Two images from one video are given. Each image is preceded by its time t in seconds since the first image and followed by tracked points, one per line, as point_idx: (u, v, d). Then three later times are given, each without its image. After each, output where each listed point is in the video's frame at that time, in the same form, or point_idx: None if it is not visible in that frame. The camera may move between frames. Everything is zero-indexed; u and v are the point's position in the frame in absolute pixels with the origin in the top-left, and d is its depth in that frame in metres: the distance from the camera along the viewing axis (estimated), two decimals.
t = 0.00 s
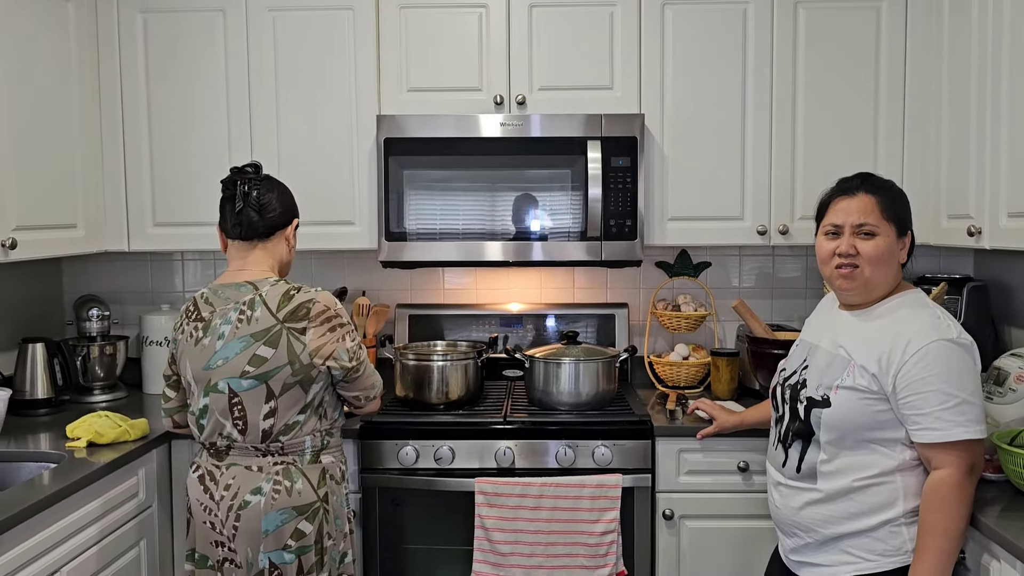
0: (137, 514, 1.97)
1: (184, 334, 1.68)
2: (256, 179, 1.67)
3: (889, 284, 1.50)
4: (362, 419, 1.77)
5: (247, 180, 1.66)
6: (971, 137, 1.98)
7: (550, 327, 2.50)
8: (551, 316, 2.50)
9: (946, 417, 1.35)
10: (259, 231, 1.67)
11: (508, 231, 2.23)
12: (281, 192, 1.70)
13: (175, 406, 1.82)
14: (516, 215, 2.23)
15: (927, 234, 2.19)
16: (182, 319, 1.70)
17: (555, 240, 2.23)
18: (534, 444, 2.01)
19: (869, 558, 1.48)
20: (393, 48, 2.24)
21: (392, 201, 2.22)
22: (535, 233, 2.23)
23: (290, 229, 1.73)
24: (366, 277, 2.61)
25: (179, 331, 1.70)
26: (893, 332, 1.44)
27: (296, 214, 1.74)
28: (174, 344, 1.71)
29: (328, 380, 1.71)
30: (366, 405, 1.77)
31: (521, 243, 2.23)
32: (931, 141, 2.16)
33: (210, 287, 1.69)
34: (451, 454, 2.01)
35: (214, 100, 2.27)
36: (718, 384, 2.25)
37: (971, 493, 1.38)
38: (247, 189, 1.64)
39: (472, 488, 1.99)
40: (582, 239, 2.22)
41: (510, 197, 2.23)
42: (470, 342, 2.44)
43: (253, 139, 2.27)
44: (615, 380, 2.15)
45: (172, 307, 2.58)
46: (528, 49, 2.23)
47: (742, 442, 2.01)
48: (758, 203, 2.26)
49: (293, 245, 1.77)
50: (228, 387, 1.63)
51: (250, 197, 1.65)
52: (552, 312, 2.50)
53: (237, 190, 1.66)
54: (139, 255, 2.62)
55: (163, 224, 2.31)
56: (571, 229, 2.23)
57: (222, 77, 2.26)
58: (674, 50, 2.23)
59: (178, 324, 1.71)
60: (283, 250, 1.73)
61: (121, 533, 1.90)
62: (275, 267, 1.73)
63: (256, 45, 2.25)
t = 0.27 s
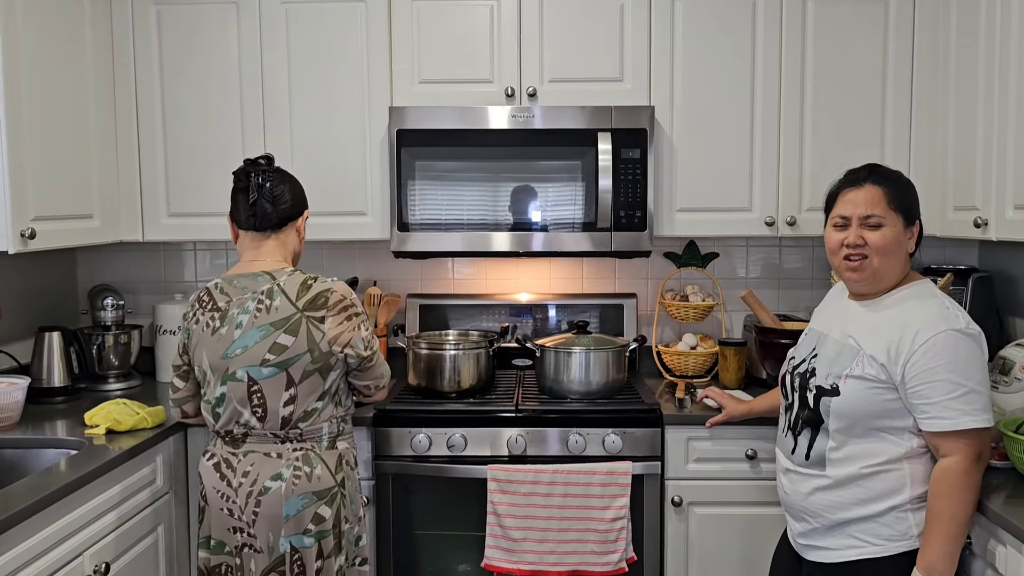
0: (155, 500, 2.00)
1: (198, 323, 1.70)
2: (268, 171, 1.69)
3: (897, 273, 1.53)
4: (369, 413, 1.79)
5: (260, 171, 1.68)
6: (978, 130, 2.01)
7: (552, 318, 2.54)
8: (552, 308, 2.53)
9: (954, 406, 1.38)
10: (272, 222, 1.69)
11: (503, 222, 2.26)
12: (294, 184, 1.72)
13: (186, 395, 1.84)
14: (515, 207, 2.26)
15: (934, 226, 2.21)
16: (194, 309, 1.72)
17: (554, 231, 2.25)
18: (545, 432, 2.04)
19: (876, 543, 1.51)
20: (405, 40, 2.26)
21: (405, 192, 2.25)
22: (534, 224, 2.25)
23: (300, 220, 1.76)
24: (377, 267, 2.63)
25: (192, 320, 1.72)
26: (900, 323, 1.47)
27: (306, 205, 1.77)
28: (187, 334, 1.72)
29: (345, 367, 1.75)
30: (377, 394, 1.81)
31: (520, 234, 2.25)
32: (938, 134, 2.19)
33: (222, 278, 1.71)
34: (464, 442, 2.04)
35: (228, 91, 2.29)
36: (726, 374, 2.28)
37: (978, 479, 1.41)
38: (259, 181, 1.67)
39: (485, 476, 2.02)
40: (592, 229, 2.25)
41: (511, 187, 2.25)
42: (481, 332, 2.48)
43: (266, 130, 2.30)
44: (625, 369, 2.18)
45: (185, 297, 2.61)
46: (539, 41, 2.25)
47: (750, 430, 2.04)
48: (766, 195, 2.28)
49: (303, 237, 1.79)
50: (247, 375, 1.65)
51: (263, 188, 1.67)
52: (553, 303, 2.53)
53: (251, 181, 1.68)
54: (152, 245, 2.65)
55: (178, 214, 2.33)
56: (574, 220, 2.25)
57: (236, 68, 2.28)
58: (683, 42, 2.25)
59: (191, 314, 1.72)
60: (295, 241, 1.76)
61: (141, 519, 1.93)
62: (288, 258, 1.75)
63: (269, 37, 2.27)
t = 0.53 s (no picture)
0: (163, 488, 2.02)
1: (202, 314, 1.70)
2: (271, 163, 1.71)
3: (890, 259, 1.55)
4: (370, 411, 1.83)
5: (263, 163, 1.70)
6: (977, 125, 2.03)
7: (548, 310, 2.56)
8: (549, 299, 2.56)
9: (947, 391, 1.41)
10: (275, 212, 1.71)
11: (501, 214, 2.28)
12: (297, 175, 1.73)
13: (189, 387, 1.82)
14: (510, 200, 2.28)
15: (932, 220, 2.24)
16: (199, 300, 1.72)
17: (551, 224, 2.28)
18: (550, 422, 2.06)
19: (870, 527, 1.54)
20: (410, 33, 2.28)
21: (410, 184, 2.27)
22: (531, 217, 2.28)
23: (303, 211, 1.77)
24: (380, 259, 2.65)
25: (196, 310, 1.72)
26: (894, 310, 1.49)
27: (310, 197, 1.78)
28: (191, 325, 1.72)
29: (349, 356, 1.77)
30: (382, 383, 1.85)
31: (517, 227, 2.27)
32: (938, 128, 2.21)
33: (227, 268, 1.72)
34: (468, 431, 2.06)
35: (234, 84, 2.30)
36: (726, 365, 2.31)
37: (971, 464, 1.43)
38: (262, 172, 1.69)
39: (489, 465, 2.05)
40: (595, 221, 2.27)
41: (507, 181, 2.27)
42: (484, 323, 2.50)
43: (271, 123, 2.31)
44: (627, 360, 2.20)
45: (189, 288, 2.63)
46: (543, 35, 2.27)
47: (751, 421, 2.07)
48: (767, 189, 2.30)
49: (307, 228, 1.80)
50: (253, 363, 1.66)
51: (266, 179, 1.69)
52: (551, 295, 2.55)
53: (255, 173, 1.70)
54: (156, 236, 2.66)
55: (183, 206, 2.35)
56: (572, 213, 2.28)
57: (241, 61, 2.30)
58: (686, 36, 2.27)
59: (195, 304, 1.72)
60: (298, 231, 1.77)
61: (149, 506, 1.95)
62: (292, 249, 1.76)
63: (276, 30, 2.28)
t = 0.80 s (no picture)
0: (164, 483, 2.03)
1: (202, 310, 1.70)
2: (266, 162, 1.71)
3: (869, 257, 1.57)
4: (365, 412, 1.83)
5: (257, 162, 1.70)
6: (971, 127, 2.06)
7: (540, 309, 2.57)
8: (541, 299, 2.57)
9: (924, 378, 1.43)
10: (269, 211, 1.71)
11: (496, 213, 2.29)
12: (294, 173, 1.73)
13: (184, 381, 1.82)
14: (503, 199, 2.29)
15: (927, 220, 2.26)
16: (198, 297, 1.72)
17: (545, 222, 2.29)
18: (549, 419, 2.07)
19: (860, 519, 1.56)
20: (410, 32, 2.29)
21: (409, 183, 2.28)
22: (525, 216, 2.29)
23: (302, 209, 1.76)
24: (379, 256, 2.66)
25: (194, 308, 1.72)
26: (876, 304, 1.51)
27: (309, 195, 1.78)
28: (190, 322, 1.72)
29: (347, 354, 1.78)
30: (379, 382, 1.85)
31: (511, 225, 2.29)
32: (933, 129, 2.23)
33: (226, 266, 1.72)
34: (467, 428, 2.08)
35: (235, 81, 2.31)
36: (723, 363, 2.33)
37: (951, 451, 1.44)
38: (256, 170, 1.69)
39: (488, 461, 2.07)
40: (593, 220, 2.29)
41: (501, 180, 2.29)
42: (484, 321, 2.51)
43: (272, 120, 2.32)
44: (625, 358, 2.22)
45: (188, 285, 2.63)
46: (542, 35, 2.28)
47: (747, 418, 2.09)
48: (764, 188, 2.33)
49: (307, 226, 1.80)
50: (252, 360, 1.67)
51: (260, 178, 1.69)
52: (545, 294, 2.57)
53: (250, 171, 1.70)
54: (155, 233, 2.67)
55: (183, 202, 2.35)
56: (568, 212, 2.29)
57: (242, 58, 2.30)
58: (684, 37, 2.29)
59: (194, 301, 1.72)
60: (297, 229, 1.77)
61: (151, 501, 1.96)
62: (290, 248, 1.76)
63: (276, 28, 2.29)
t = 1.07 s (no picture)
0: (154, 483, 2.02)
1: (189, 310, 1.69)
2: (246, 164, 1.69)
3: (842, 258, 1.61)
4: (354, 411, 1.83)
5: (239, 164, 1.69)
6: (960, 132, 2.08)
7: (529, 310, 2.58)
8: (529, 299, 2.57)
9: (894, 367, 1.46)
10: (250, 214, 1.70)
11: (484, 213, 2.30)
12: (274, 174, 1.70)
13: (173, 381, 1.81)
14: (491, 202, 2.30)
15: (916, 224, 2.28)
16: (185, 298, 1.72)
17: (534, 223, 2.30)
18: (540, 420, 2.08)
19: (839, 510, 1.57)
20: (403, 32, 2.29)
21: (402, 183, 2.28)
22: (514, 216, 2.30)
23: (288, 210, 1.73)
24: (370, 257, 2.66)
25: (181, 308, 1.72)
26: (850, 301, 1.54)
27: (295, 195, 1.73)
28: (177, 321, 1.72)
29: (333, 355, 1.76)
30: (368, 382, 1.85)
31: (500, 226, 2.29)
32: (922, 134, 2.25)
33: (214, 266, 1.71)
34: (458, 429, 2.08)
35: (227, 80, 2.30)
36: (713, 364, 2.34)
37: (919, 438, 1.49)
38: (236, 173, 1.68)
39: (479, 462, 2.07)
40: (585, 222, 2.29)
41: (491, 180, 2.29)
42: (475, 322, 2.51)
43: (263, 120, 2.32)
44: (616, 359, 2.22)
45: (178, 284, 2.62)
46: (535, 37, 2.29)
47: (738, 420, 2.10)
48: (754, 191, 2.34)
49: (296, 226, 1.76)
50: (238, 361, 1.67)
51: (239, 182, 1.69)
52: (534, 294, 2.57)
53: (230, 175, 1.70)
54: (145, 232, 2.65)
55: (174, 202, 2.35)
56: (558, 213, 2.30)
57: (234, 58, 2.30)
58: (676, 40, 2.30)
59: (182, 301, 1.72)
60: (281, 230, 1.73)
61: (141, 501, 1.95)
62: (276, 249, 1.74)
63: (269, 27, 2.29)
